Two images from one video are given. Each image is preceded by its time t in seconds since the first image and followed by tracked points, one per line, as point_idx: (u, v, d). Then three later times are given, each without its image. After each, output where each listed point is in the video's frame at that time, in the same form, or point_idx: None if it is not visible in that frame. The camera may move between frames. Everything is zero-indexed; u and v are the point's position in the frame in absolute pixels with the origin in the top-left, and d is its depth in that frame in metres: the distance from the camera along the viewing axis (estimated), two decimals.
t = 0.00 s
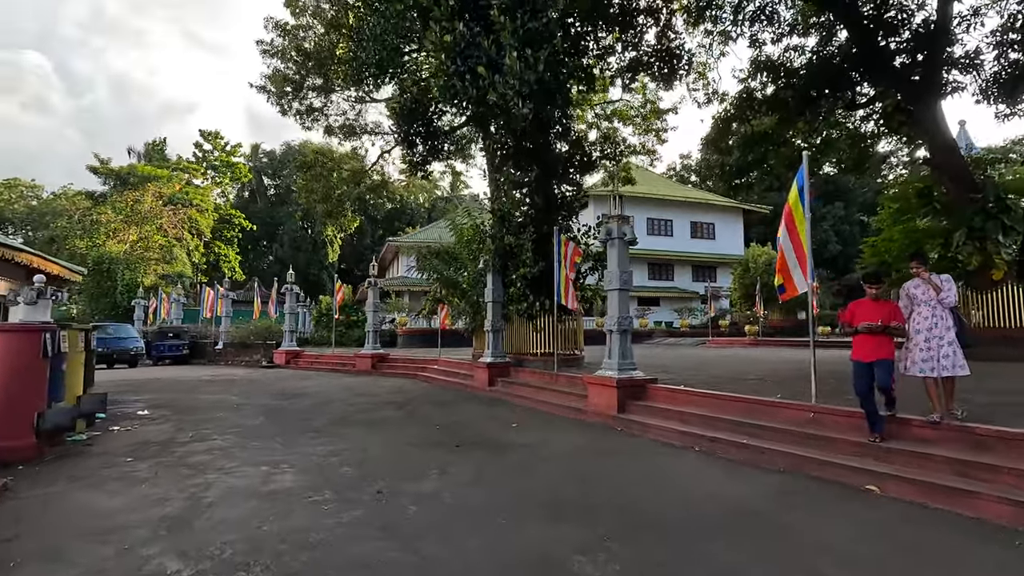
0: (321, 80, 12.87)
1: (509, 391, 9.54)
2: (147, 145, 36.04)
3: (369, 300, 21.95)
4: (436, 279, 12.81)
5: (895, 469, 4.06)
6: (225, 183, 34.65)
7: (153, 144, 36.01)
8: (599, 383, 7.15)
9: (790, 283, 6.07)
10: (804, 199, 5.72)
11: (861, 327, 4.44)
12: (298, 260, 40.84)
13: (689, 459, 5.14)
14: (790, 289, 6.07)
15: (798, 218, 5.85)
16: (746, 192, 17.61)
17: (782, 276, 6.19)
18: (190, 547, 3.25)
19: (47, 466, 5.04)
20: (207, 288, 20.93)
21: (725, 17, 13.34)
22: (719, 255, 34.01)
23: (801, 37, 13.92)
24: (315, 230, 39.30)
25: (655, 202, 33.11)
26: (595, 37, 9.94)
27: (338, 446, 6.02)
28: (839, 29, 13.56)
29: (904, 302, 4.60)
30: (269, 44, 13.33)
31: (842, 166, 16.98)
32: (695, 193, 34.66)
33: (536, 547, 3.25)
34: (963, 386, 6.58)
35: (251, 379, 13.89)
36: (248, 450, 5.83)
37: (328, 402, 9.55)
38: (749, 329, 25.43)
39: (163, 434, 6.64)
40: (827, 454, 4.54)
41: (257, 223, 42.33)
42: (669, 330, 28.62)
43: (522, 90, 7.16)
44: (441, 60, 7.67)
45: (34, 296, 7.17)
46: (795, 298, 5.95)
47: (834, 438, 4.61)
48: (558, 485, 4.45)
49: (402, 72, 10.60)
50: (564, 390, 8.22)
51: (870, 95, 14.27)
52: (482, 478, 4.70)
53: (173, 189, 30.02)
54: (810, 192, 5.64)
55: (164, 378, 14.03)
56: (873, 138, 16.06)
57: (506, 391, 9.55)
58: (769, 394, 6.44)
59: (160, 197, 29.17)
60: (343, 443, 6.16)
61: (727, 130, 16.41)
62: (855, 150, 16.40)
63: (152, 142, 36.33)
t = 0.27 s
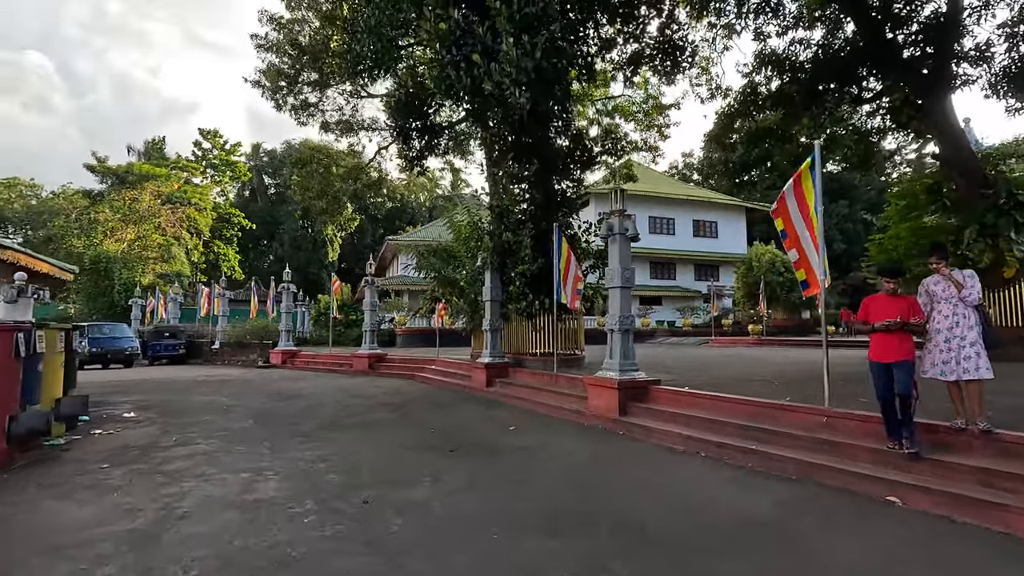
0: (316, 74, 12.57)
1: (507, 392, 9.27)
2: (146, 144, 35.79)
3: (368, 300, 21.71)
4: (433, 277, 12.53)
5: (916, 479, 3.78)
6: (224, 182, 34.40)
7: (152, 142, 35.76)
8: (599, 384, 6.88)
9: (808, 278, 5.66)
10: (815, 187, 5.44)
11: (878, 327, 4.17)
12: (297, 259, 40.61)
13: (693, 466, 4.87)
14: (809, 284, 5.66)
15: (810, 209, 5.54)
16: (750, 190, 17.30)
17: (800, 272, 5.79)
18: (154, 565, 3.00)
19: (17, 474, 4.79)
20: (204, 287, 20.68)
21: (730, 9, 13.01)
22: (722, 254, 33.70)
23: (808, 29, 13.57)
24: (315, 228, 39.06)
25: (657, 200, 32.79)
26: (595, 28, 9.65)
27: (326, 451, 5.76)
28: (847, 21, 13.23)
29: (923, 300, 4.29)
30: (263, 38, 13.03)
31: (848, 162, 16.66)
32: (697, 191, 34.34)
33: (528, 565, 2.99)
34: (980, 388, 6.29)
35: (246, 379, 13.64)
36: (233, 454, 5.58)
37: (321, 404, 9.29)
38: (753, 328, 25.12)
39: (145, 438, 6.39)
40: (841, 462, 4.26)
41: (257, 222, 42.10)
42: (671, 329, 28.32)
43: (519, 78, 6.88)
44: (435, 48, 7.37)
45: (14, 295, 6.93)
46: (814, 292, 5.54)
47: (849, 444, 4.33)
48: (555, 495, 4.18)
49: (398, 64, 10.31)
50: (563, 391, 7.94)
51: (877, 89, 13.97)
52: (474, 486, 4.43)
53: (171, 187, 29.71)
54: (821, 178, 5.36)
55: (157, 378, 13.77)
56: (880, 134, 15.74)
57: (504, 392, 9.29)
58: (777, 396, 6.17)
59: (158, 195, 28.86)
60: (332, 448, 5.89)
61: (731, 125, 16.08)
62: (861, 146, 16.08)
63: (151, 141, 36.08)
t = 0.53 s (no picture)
0: (310, 72, 12.32)
1: (504, 396, 9.02)
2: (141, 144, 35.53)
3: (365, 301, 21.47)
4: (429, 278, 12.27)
5: (939, 493, 3.54)
6: (220, 182, 34.13)
7: (148, 143, 35.50)
8: (600, 389, 6.63)
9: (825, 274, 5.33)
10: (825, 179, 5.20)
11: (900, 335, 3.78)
12: (295, 260, 40.35)
13: (699, 477, 4.62)
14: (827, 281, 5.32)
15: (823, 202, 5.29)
16: (751, 189, 17.09)
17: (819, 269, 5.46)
18: None
19: None
20: (198, 288, 20.43)
21: (731, 5, 12.78)
22: (722, 255, 33.49)
23: (810, 26, 13.34)
24: (312, 229, 38.82)
25: (657, 200, 32.58)
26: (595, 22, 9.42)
27: (314, 460, 5.51)
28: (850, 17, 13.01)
29: (945, 302, 4.05)
30: (256, 34, 12.78)
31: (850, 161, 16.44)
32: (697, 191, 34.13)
33: None
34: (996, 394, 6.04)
35: (239, 382, 13.38)
36: (216, 463, 5.32)
37: (313, 408, 9.03)
38: (753, 329, 24.91)
39: (127, 445, 6.13)
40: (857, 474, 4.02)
41: (254, 222, 41.82)
42: (671, 331, 28.11)
43: (515, 70, 6.64)
44: (428, 40, 7.13)
45: None
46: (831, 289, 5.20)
47: (865, 454, 4.09)
48: (553, 509, 3.93)
49: (392, 60, 10.08)
50: (562, 396, 7.70)
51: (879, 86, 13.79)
52: (468, 499, 4.18)
53: (166, 187, 29.39)
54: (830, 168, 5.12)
55: (148, 381, 13.52)
56: (883, 133, 15.53)
57: (501, 396, 9.04)
58: (785, 401, 5.92)
59: (152, 195, 28.58)
60: (320, 456, 5.64)
61: (732, 124, 15.87)
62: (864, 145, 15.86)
63: (147, 141, 35.82)
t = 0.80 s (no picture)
0: (302, 67, 12.03)
1: (500, 399, 8.73)
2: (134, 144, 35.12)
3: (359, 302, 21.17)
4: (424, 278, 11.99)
5: (970, 504, 3.29)
6: (214, 182, 33.76)
7: (141, 142, 35.11)
8: (601, 392, 6.36)
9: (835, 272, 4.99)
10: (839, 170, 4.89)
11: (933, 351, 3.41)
12: (289, 261, 39.99)
13: (707, 485, 4.35)
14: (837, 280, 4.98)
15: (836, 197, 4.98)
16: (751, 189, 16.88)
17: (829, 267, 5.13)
18: None
19: None
20: (189, 289, 20.09)
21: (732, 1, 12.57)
22: (719, 256, 33.32)
23: (812, 23, 13.13)
24: (307, 229, 38.48)
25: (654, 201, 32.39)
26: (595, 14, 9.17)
27: (300, 467, 5.22)
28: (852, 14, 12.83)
29: (975, 306, 3.78)
30: (247, 28, 12.48)
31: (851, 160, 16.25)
32: (694, 192, 33.95)
33: None
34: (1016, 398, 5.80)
35: (229, 384, 13.06)
36: (195, 472, 5.03)
37: (303, 411, 8.73)
38: (752, 330, 24.71)
39: (105, 451, 5.83)
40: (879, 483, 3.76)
41: (248, 223, 41.44)
42: (669, 332, 27.89)
43: (512, 58, 6.38)
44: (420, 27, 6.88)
45: None
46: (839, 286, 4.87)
47: (886, 462, 3.84)
48: (554, 523, 3.66)
49: (387, 53, 9.79)
50: (560, 399, 7.43)
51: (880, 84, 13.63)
52: (462, 511, 3.90)
53: (158, 186, 28.94)
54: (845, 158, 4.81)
55: (136, 383, 13.19)
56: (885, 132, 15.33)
57: (497, 399, 8.76)
58: (795, 404, 5.66)
59: (144, 194, 28.15)
60: (307, 463, 5.35)
61: (732, 123, 15.68)
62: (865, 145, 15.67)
63: (140, 141, 35.42)
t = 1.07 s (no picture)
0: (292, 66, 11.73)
1: (494, 406, 8.47)
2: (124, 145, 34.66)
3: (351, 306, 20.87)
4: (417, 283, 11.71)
5: (1003, 528, 3.05)
6: (205, 184, 33.34)
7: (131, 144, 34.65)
8: (600, 401, 6.11)
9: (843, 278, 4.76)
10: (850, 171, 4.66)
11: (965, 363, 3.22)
12: (282, 264, 39.59)
13: (714, 503, 4.10)
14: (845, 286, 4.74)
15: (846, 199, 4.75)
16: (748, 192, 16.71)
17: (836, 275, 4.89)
18: None
19: None
20: (178, 292, 19.71)
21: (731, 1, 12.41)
22: (714, 260, 33.22)
23: (809, 24, 12.96)
24: (300, 232, 38.13)
25: (649, 205, 32.25)
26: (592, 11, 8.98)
27: (283, 481, 4.93)
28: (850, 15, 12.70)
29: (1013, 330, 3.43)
30: (236, 26, 12.19)
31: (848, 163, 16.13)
32: (690, 196, 33.86)
33: None
34: None
35: (216, 390, 12.72)
36: (171, 487, 4.73)
37: (290, 420, 8.42)
38: (748, 335, 24.53)
39: (76, 464, 5.52)
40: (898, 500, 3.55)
41: (240, 226, 41.00)
42: (665, 337, 27.68)
43: (505, 52, 6.16)
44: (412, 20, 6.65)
45: None
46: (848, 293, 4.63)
47: (907, 479, 3.61)
48: (551, 545, 3.40)
49: (379, 50, 9.53)
50: (557, 407, 7.19)
51: (879, 86, 13.53)
52: (454, 533, 3.63)
53: (148, 188, 28.42)
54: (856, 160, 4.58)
55: (120, 390, 12.83)
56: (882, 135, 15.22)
57: (491, 407, 8.49)
58: (802, 414, 5.42)
59: (133, 196, 27.64)
60: (291, 477, 5.06)
61: (729, 125, 15.53)
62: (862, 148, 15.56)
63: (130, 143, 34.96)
